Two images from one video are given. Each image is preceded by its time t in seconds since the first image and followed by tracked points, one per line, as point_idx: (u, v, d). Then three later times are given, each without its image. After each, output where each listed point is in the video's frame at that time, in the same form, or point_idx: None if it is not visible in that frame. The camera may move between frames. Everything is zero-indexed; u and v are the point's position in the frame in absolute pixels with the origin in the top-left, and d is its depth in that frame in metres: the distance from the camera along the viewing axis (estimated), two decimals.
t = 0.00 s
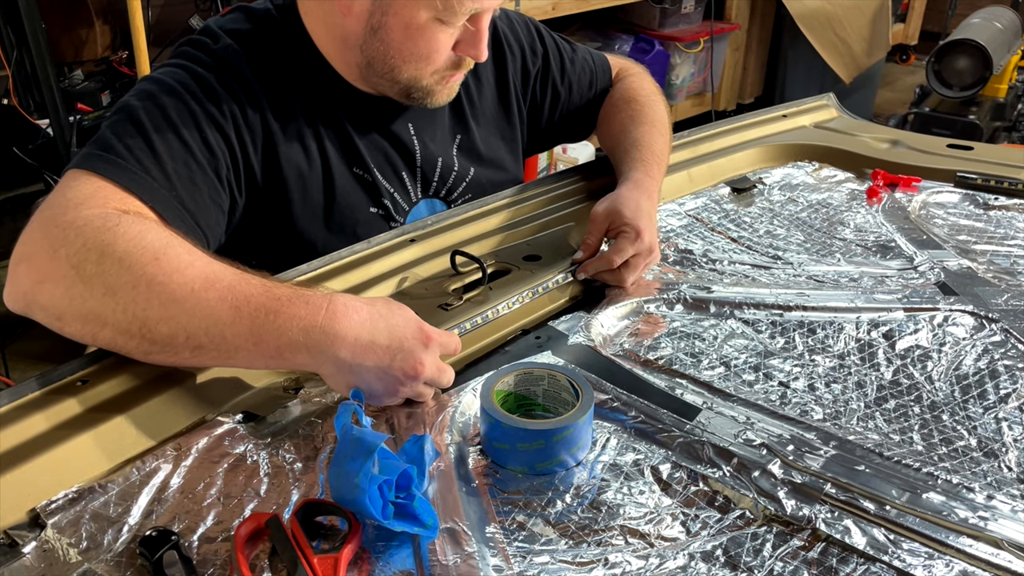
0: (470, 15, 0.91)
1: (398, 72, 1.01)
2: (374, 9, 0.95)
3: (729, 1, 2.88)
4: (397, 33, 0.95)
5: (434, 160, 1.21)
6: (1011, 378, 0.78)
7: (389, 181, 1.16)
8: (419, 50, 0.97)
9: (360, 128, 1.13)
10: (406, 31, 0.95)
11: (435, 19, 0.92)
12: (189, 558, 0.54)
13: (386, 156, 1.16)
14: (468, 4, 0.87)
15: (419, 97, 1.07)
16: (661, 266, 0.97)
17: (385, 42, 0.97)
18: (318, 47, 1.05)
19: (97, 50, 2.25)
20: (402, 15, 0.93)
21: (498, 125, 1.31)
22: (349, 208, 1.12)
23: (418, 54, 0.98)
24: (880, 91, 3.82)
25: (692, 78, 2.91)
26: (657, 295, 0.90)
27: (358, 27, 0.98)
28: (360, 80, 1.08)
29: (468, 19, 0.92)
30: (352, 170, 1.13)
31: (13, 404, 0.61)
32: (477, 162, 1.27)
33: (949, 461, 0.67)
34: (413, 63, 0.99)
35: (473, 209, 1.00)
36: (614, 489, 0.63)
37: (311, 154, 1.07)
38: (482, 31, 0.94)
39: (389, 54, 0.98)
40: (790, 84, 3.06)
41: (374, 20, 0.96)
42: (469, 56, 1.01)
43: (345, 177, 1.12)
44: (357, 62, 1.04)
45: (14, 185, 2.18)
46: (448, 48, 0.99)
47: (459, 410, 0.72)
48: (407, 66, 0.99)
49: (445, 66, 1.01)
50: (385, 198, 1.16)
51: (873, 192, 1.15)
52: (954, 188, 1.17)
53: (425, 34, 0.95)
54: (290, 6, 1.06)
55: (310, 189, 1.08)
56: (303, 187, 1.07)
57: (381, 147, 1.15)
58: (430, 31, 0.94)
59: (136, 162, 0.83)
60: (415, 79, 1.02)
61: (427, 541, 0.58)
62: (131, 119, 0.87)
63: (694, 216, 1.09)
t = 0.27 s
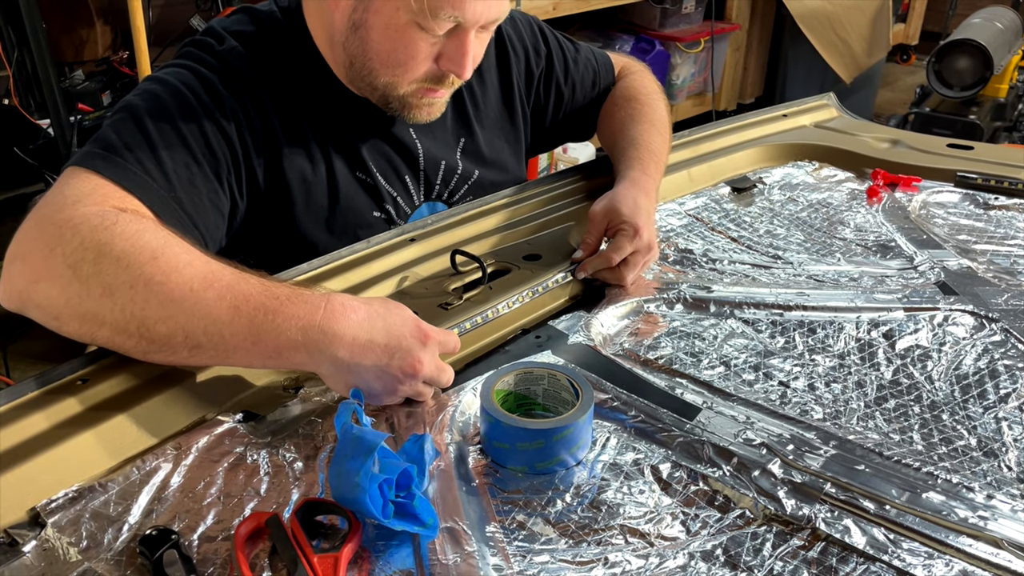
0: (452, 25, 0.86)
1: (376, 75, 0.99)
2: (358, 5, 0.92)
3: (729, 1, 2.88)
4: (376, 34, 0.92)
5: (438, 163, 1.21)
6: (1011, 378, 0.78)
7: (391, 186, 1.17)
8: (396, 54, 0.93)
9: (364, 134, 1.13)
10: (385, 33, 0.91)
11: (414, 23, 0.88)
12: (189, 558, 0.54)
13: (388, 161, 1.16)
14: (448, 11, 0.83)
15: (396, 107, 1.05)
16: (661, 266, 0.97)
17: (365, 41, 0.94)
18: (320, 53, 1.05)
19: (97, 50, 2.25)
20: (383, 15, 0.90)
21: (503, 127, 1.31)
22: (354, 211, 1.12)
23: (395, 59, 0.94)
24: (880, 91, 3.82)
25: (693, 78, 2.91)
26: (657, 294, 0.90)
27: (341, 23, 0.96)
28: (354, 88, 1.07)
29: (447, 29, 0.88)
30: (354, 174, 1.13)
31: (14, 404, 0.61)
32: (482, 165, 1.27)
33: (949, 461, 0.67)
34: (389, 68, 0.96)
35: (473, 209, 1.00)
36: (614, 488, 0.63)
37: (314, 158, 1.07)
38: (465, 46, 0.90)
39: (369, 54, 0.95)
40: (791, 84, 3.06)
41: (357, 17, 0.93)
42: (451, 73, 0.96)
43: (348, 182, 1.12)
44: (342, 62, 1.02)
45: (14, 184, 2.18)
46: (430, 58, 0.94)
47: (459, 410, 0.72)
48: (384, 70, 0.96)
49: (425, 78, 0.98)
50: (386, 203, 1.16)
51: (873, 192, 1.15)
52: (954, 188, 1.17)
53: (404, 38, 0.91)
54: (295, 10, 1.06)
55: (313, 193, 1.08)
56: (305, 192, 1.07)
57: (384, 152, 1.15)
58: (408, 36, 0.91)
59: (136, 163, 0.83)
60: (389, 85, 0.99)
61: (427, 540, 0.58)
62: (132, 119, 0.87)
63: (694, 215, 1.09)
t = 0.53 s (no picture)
0: (452, 38, 0.86)
1: (374, 85, 0.99)
2: (358, 13, 0.91)
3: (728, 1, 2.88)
4: (375, 42, 0.91)
5: (440, 166, 1.22)
6: (1010, 377, 0.78)
7: (393, 191, 1.17)
8: (394, 64, 0.93)
9: (368, 138, 1.13)
10: (384, 41, 0.91)
11: (414, 34, 0.87)
12: (189, 557, 0.54)
13: (390, 165, 1.16)
14: (448, 24, 0.82)
15: (395, 118, 1.05)
16: (661, 265, 0.97)
17: (365, 50, 0.94)
18: (322, 57, 1.05)
19: (96, 50, 2.25)
20: (382, 24, 0.89)
21: (507, 129, 1.31)
22: (358, 216, 1.12)
23: (394, 69, 0.94)
24: (880, 90, 3.82)
25: (692, 78, 2.91)
26: (656, 294, 0.90)
27: (341, 30, 0.95)
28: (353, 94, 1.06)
29: (447, 41, 0.87)
30: (356, 178, 1.13)
31: (13, 403, 0.61)
32: (485, 167, 1.27)
33: (948, 460, 0.67)
34: (389, 79, 0.96)
35: (471, 208, 1.00)
36: (613, 488, 0.63)
37: (316, 163, 1.07)
38: (465, 58, 0.89)
39: (369, 63, 0.95)
40: (790, 84, 3.05)
41: (356, 26, 0.92)
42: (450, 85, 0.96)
43: (351, 187, 1.12)
44: (343, 69, 1.02)
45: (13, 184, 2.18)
46: (429, 70, 0.94)
47: (459, 409, 0.72)
48: (384, 79, 0.96)
49: (425, 88, 0.97)
50: (388, 208, 1.16)
51: (873, 192, 1.15)
52: (953, 187, 1.17)
53: (403, 48, 0.90)
54: (298, 13, 1.06)
55: (315, 198, 1.08)
56: (308, 195, 1.07)
57: (386, 156, 1.16)
58: (407, 46, 0.90)
59: (134, 164, 0.83)
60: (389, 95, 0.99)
61: (426, 540, 0.58)
62: (131, 119, 0.87)
63: (693, 215, 1.09)
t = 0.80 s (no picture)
0: (445, 40, 0.85)
1: (367, 83, 0.98)
2: (353, 9, 0.91)
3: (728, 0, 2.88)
4: (369, 40, 0.91)
5: (441, 167, 1.22)
6: (1010, 377, 0.78)
7: (393, 192, 1.17)
8: (387, 62, 0.93)
9: (369, 139, 1.13)
10: (377, 40, 0.90)
11: (407, 32, 0.87)
12: (189, 557, 0.54)
13: (391, 166, 1.16)
14: (440, 23, 0.81)
15: (389, 118, 1.05)
16: (661, 265, 0.97)
17: (358, 47, 0.93)
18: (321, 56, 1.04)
19: (96, 49, 2.24)
20: (376, 22, 0.89)
21: (509, 129, 1.31)
22: (360, 216, 1.13)
23: (386, 69, 0.94)
24: (880, 90, 3.82)
25: (692, 78, 2.91)
26: (656, 294, 0.90)
27: (337, 26, 0.95)
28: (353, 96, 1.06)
29: (440, 43, 0.86)
30: (357, 179, 1.13)
31: (13, 403, 0.61)
32: (487, 169, 1.27)
33: (949, 460, 0.67)
34: (383, 78, 0.95)
35: (471, 207, 1.00)
36: (613, 488, 0.63)
37: (317, 164, 1.07)
38: (459, 61, 0.89)
39: (360, 59, 0.95)
40: (790, 84, 3.05)
41: (351, 22, 0.92)
42: (442, 88, 0.95)
43: (352, 188, 1.12)
44: (338, 66, 1.02)
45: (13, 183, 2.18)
46: (420, 72, 0.94)
47: (459, 409, 0.72)
48: (378, 80, 0.96)
49: (416, 91, 0.97)
50: (389, 209, 1.16)
51: (873, 191, 1.15)
52: (954, 187, 1.16)
53: (396, 46, 0.90)
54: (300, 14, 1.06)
55: (317, 199, 1.08)
56: (309, 197, 1.07)
57: (387, 157, 1.16)
58: (400, 45, 0.90)
59: (133, 164, 0.83)
60: (384, 95, 0.98)
61: (426, 540, 0.58)
62: (131, 119, 0.87)
63: (693, 215, 1.09)
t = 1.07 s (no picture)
0: (446, 46, 0.85)
1: (366, 84, 0.98)
2: (357, 9, 0.91)
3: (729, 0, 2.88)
4: (370, 40, 0.91)
5: (444, 170, 1.22)
6: (1011, 377, 0.78)
7: (395, 194, 1.17)
8: (387, 64, 0.93)
9: (372, 141, 1.13)
10: (379, 40, 0.90)
11: (408, 35, 0.87)
12: (189, 557, 0.54)
13: (394, 168, 1.16)
14: (441, 27, 0.81)
15: (387, 120, 1.05)
16: (661, 265, 0.97)
17: (360, 47, 0.93)
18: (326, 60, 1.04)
19: (96, 49, 2.24)
20: (378, 23, 0.89)
21: (512, 130, 1.31)
22: (361, 219, 1.13)
23: (386, 70, 0.94)
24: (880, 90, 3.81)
25: (692, 78, 2.91)
26: (656, 294, 0.90)
27: (341, 26, 0.95)
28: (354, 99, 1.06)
29: (441, 48, 0.86)
30: (360, 181, 1.13)
31: (14, 402, 0.61)
32: (488, 171, 1.27)
33: (949, 460, 0.67)
34: (385, 81, 0.95)
35: (471, 208, 1.00)
36: (614, 488, 0.63)
37: (319, 166, 1.07)
38: (459, 66, 0.89)
39: (361, 59, 0.95)
40: (791, 84, 3.05)
41: (353, 22, 0.93)
42: (440, 93, 0.95)
43: (355, 190, 1.12)
44: (338, 66, 1.02)
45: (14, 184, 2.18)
46: (420, 77, 0.94)
47: (459, 409, 0.72)
48: (378, 83, 0.96)
49: (415, 96, 0.97)
50: (391, 211, 1.16)
51: (873, 191, 1.15)
52: (954, 187, 1.16)
53: (397, 48, 0.90)
54: (305, 15, 1.05)
55: (319, 201, 1.08)
56: (311, 198, 1.07)
57: (390, 160, 1.15)
58: (401, 47, 0.90)
59: (136, 162, 0.83)
60: (382, 96, 0.99)
61: (426, 540, 0.58)
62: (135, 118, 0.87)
63: (694, 215, 1.09)
